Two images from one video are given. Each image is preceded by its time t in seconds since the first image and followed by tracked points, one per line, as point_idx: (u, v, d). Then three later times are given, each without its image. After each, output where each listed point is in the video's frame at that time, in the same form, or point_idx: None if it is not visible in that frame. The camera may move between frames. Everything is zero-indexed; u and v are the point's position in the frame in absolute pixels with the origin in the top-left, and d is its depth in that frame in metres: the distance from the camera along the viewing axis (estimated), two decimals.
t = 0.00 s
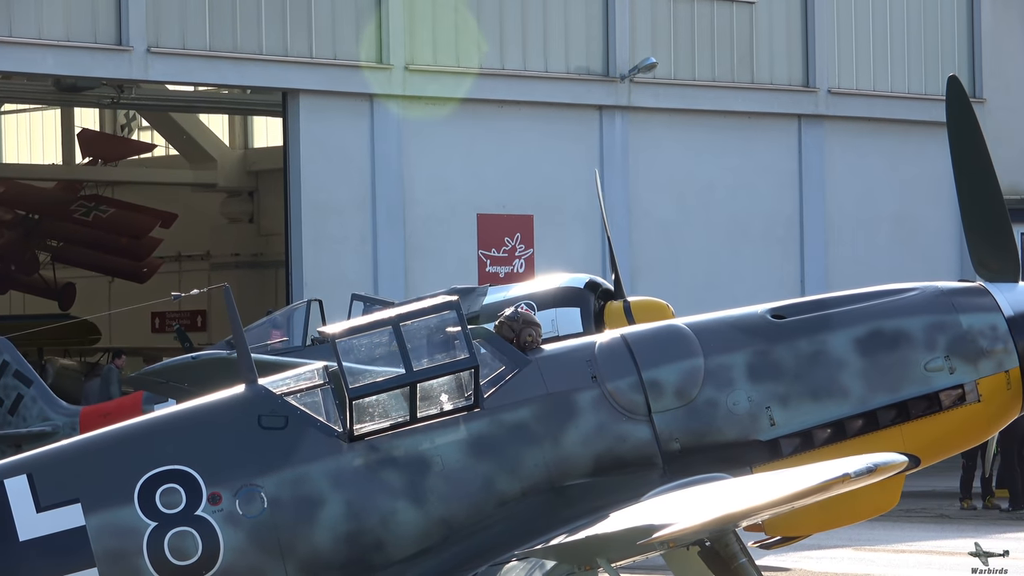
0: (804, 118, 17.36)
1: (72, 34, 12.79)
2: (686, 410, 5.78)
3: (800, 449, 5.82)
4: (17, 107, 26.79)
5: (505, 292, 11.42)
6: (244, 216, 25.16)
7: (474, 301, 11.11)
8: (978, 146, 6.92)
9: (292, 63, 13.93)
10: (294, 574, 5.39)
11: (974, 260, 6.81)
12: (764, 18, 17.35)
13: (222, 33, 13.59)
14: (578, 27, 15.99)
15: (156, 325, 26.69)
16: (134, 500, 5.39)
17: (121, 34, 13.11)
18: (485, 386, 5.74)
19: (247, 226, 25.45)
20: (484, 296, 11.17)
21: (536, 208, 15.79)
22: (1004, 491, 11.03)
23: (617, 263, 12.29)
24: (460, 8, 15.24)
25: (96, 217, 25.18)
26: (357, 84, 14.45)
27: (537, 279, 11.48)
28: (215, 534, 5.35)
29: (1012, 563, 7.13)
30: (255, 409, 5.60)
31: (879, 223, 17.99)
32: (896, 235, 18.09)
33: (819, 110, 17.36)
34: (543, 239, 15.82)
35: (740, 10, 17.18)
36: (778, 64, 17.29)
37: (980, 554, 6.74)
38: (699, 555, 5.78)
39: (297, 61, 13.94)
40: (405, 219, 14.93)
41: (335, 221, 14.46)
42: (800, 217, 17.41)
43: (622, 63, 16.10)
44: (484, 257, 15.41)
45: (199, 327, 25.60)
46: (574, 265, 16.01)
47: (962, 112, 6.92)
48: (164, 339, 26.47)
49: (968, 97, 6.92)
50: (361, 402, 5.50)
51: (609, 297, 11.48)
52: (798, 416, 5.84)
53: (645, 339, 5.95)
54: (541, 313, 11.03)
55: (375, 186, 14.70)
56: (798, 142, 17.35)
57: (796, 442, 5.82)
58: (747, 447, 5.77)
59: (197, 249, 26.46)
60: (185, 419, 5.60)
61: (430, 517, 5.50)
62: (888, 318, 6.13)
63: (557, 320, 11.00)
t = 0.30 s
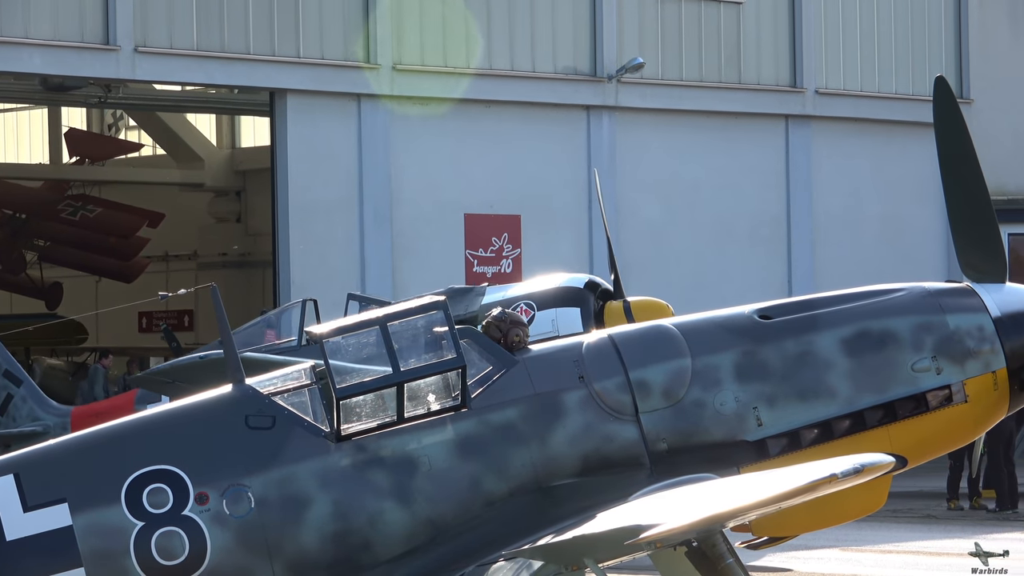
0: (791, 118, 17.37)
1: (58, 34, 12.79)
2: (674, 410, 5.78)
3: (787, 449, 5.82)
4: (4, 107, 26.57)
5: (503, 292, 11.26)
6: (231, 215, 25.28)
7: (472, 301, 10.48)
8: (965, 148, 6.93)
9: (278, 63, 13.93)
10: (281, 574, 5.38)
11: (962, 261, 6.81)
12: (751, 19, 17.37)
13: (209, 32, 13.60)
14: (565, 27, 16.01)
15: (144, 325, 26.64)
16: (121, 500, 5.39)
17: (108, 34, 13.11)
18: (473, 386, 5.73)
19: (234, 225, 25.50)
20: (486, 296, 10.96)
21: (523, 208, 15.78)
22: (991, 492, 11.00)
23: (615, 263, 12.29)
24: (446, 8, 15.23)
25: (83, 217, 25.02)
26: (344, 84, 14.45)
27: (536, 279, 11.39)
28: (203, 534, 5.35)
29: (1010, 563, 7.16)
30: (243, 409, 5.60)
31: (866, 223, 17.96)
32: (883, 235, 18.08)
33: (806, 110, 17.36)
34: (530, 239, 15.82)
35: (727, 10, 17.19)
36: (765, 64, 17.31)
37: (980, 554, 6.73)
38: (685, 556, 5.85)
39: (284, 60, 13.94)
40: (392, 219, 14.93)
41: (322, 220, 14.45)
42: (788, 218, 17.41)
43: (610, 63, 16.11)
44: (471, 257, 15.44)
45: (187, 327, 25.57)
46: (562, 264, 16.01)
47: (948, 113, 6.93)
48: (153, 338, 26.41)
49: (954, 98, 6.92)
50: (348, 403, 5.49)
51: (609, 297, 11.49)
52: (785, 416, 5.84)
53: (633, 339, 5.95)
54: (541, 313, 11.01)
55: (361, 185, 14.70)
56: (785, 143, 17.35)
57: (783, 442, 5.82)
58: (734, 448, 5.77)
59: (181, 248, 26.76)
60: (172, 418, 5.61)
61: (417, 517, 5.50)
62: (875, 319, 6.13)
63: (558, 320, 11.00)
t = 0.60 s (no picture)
0: (781, 117, 17.39)
1: (48, 32, 12.78)
2: (663, 410, 5.78)
3: (777, 449, 5.82)
4: None
5: (505, 291, 11.31)
6: (220, 215, 24.82)
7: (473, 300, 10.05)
8: (955, 147, 6.92)
9: (267, 62, 13.92)
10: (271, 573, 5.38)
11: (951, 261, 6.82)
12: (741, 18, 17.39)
13: (198, 31, 13.60)
14: (554, 27, 16.01)
15: (133, 323, 26.64)
16: (111, 499, 5.39)
17: (98, 32, 13.10)
18: (463, 385, 5.74)
19: (223, 225, 25.03)
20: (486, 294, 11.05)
21: (513, 207, 15.78)
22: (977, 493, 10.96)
23: (617, 263, 12.26)
24: (435, 8, 15.24)
25: (72, 216, 25.18)
26: (334, 83, 14.46)
27: (537, 279, 11.44)
28: (192, 533, 5.34)
29: (1011, 563, 7.16)
30: (232, 407, 5.60)
31: (854, 224, 17.96)
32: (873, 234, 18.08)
33: (795, 110, 17.38)
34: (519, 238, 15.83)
35: (717, 9, 17.19)
36: (754, 63, 17.32)
37: (981, 554, 6.72)
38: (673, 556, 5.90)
39: (273, 59, 13.93)
40: (381, 219, 14.94)
41: (311, 220, 14.46)
42: (778, 217, 17.42)
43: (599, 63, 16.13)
44: (461, 256, 15.47)
45: (175, 326, 25.56)
46: (551, 264, 16.02)
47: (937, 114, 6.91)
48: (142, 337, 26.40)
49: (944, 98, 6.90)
50: (338, 401, 5.49)
51: (609, 296, 11.50)
52: (775, 415, 5.84)
53: (623, 338, 5.95)
54: (543, 313, 11.00)
55: (351, 184, 14.71)
56: (774, 142, 17.37)
57: (773, 441, 5.82)
58: (724, 447, 5.77)
59: (174, 247, 26.31)
60: (162, 418, 5.61)
61: (407, 516, 5.50)
62: (865, 318, 6.13)
63: (561, 319, 10.98)
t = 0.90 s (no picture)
0: (770, 118, 17.42)
1: (37, 31, 12.79)
2: (652, 410, 5.78)
3: (765, 450, 5.82)
4: None
5: (505, 291, 11.24)
6: (208, 214, 25.11)
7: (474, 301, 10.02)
8: (943, 148, 6.92)
9: (255, 61, 13.92)
10: (259, 573, 5.37)
11: (940, 261, 6.83)
12: (730, 19, 17.40)
13: (188, 30, 13.61)
14: (544, 28, 16.03)
15: (121, 322, 26.85)
16: (99, 497, 5.37)
17: (87, 31, 13.11)
18: (451, 385, 5.75)
19: (212, 224, 25.37)
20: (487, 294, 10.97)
21: (502, 207, 15.79)
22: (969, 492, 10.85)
23: (619, 262, 12.26)
24: (424, 8, 15.25)
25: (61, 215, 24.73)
26: (323, 83, 14.46)
27: (536, 279, 11.45)
28: (180, 532, 5.34)
29: (1010, 563, 7.17)
30: (221, 406, 5.61)
31: (843, 225, 17.94)
32: (863, 235, 18.08)
33: (784, 111, 17.41)
34: (508, 238, 15.84)
35: (706, 10, 17.20)
36: (743, 64, 17.34)
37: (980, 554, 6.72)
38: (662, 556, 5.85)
39: (262, 59, 13.94)
40: (370, 219, 14.95)
41: (300, 219, 14.49)
42: (766, 218, 17.44)
43: (589, 64, 16.14)
44: (449, 256, 15.48)
45: (164, 325, 25.67)
46: (540, 264, 16.04)
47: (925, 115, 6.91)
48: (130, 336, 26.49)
49: (933, 99, 6.90)
50: (327, 401, 5.49)
51: (610, 296, 11.52)
52: (763, 416, 5.84)
53: (612, 338, 5.95)
54: (546, 313, 11.03)
55: (340, 182, 14.72)
56: (763, 143, 17.40)
57: (761, 442, 5.82)
58: (712, 448, 5.77)
59: (161, 246, 26.54)
60: (150, 416, 5.61)
61: (395, 515, 5.49)
62: (854, 319, 6.13)
63: (562, 319, 11.04)
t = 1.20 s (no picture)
0: (762, 118, 17.45)
1: (27, 30, 12.78)
2: (644, 410, 5.77)
3: (756, 450, 5.83)
4: None
5: (508, 290, 11.18)
6: (200, 213, 24.86)
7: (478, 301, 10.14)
8: (936, 148, 6.91)
9: (248, 60, 13.94)
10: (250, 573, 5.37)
11: (932, 261, 6.83)
12: (723, 18, 17.42)
13: (179, 29, 13.62)
14: (536, 28, 16.06)
15: (112, 321, 26.62)
16: (90, 497, 5.36)
17: (78, 29, 13.10)
18: (443, 384, 5.74)
19: (202, 223, 25.07)
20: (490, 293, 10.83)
21: (493, 207, 15.81)
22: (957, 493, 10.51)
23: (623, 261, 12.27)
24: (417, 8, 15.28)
25: (52, 213, 25.91)
26: (314, 82, 14.47)
27: (541, 279, 11.45)
28: (172, 531, 5.33)
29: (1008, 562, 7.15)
30: (212, 406, 5.61)
31: (835, 224, 17.97)
32: (855, 235, 18.11)
33: (776, 111, 17.44)
34: (500, 237, 15.85)
35: (698, 10, 17.22)
36: (735, 63, 17.37)
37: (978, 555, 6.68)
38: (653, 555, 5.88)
39: (254, 58, 13.96)
40: (362, 218, 14.96)
41: (291, 218, 14.49)
42: (758, 217, 17.46)
43: (581, 63, 16.18)
44: (441, 256, 15.45)
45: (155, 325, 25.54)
46: (531, 264, 16.07)
47: (918, 115, 6.90)
48: (121, 334, 26.42)
49: (925, 99, 6.90)
50: (318, 400, 5.49)
51: (614, 296, 11.66)
52: (755, 416, 5.84)
53: (604, 338, 5.96)
54: (551, 312, 11.07)
55: (331, 180, 14.74)
56: (756, 143, 17.44)
57: (752, 442, 5.82)
58: (703, 447, 5.77)
59: (151, 246, 26.27)
60: (141, 415, 5.61)
61: (387, 515, 5.50)
62: (846, 319, 6.13)
63: (567, 318, 11.12)
